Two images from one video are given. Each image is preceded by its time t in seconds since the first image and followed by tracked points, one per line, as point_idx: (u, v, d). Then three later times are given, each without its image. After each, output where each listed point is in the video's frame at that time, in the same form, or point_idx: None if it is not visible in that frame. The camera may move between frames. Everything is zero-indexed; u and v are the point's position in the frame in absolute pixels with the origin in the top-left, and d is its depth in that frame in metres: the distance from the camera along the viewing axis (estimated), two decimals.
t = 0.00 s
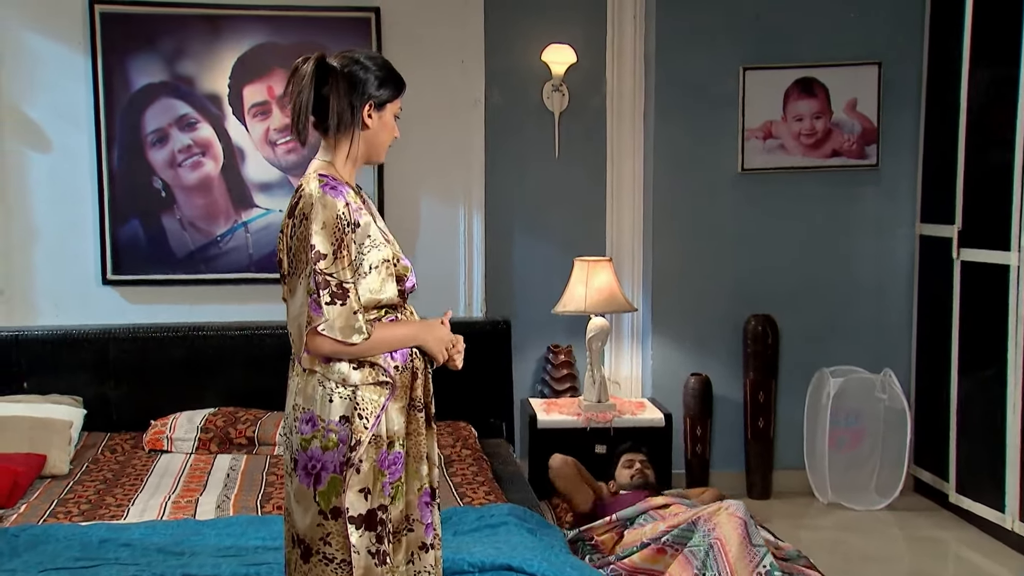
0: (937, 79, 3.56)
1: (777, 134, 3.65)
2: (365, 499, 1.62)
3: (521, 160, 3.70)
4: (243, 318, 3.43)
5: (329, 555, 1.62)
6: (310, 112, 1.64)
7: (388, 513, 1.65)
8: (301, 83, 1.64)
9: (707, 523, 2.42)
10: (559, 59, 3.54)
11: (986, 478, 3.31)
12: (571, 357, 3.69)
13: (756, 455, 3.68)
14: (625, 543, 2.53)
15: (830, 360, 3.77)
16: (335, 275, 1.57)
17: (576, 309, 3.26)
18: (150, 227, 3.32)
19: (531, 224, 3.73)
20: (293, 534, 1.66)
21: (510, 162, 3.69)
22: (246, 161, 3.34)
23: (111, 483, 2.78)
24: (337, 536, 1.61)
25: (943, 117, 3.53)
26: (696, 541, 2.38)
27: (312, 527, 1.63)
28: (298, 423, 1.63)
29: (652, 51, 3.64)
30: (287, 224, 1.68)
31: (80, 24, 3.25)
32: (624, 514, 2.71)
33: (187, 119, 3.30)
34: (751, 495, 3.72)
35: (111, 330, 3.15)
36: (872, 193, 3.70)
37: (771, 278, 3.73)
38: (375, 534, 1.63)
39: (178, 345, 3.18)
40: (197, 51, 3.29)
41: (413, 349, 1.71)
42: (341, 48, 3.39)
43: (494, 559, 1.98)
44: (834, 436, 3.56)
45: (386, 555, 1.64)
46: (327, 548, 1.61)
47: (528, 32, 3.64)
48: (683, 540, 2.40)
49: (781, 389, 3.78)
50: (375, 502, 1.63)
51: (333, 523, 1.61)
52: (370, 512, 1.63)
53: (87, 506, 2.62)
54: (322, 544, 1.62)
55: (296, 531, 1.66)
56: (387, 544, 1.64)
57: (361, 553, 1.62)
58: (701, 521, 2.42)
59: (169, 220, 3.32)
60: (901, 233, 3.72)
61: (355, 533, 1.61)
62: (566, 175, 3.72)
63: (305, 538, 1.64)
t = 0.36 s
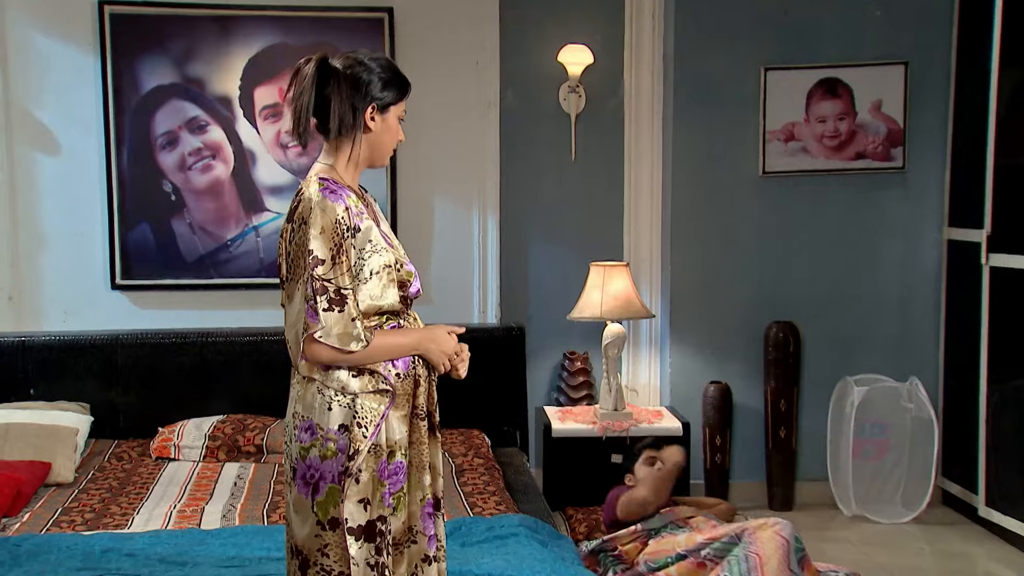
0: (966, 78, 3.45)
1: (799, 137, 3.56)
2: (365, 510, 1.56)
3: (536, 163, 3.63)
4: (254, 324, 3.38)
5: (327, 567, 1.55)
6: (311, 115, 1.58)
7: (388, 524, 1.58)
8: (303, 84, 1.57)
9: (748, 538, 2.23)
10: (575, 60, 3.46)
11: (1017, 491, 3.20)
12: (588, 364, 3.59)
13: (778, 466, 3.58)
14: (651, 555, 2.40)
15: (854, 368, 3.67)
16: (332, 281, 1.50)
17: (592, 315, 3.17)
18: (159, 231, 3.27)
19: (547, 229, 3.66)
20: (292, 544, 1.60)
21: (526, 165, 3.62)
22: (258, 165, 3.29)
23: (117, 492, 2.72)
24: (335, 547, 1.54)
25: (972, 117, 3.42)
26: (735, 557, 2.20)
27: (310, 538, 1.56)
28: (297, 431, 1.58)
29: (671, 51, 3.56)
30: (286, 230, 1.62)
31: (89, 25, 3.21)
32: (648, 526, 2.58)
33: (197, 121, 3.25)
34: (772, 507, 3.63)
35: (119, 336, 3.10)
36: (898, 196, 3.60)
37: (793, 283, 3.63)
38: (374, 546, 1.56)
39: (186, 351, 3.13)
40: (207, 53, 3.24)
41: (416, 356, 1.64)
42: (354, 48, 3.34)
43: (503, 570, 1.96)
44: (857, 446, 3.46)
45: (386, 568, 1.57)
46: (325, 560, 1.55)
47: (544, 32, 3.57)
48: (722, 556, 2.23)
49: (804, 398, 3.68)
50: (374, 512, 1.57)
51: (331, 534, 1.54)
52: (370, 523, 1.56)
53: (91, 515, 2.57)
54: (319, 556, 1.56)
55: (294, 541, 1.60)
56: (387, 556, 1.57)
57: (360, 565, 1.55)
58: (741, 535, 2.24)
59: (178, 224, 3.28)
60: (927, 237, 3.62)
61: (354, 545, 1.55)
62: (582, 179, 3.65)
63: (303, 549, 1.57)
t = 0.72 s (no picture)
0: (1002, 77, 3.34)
1: (828, 138, 3.45)
2: (371, 519, 1.47)
3: (558, 165, 3.55)
4: (270, 329, 3.33)
5: None
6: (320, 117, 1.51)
7: (395, 534, 1.50)
8: (311, 85, 1.50)
9: (802, 560, 2.11)
10: (597, 60, 3.38)
11: None
12: (610, 371, 3.52)
13: (806, 477, 3.48)
14: (698, 549, 2.20)
15: (885, 377, 3.55)
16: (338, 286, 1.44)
17: (614, 322, 3.09)
18: (175, 235, 3.23)
19: (568, 232, 3.58)
20: (298, 554, 1.53)
21: (547, 168, 3.55)
22: (274, 167, 3.24)
23: (128, 500, 2.67)
24: (341, 557, 1.47)
25: (1009, 117, 3.30)
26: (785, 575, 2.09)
27: (315, 547, 1.49)
28: (304, 437, 1.51)
29: (696, 51, 3.47)
30: (294, 232, 1.57)
31: (105, 27, 3.17)
32: (698, 519, 2.33)
33: (213, 123, 3.21)
34: (800, 518, 3.52)
35: (132, 342, 3.06)
36: (931, 199, 3.48)
37: (822, 290, 3.53)
38: (381, 557, 1.48)
39: (201, 357, 3.09)
40: (224, 54, 3.20)
41: (425, 362, 1.55)
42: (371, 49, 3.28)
43: None
44: (887, 456, 3.36)
45: None
46: (331, 570, 1.47)
47: (566, 32, 3.50)
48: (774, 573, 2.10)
49: (833, 407, 3.57)
50: (381, 523, 1.48)
51: (337, 543, 1.47)
52: (376, 533, 1.48)
53: (101, 523, 2.51)
54: (325, 565, 1.48)
55: (301, 551, 1.52)
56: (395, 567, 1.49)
57: None
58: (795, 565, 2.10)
59: (194, 228, 3.23)
60: (962, 242, 3.50)
61: (359, 555, 1.46)
62: (605, 181, 3.57)
63: (309, 559, 1.50)
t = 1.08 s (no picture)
0: None
1: (858, 140, 3.35)
2: (382, 530, 1.42)
3: (579, 168, 3.47)
4: (286, 335, 3.28)
5: None
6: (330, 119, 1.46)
7: (407, 545, 1.44)
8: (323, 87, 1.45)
9: None
10: (621, 60, 3.30)
11: None
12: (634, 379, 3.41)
13: (835, 490, 3.36)
14: (776, 531, 1.91)
15: (918, 387, 3.43)
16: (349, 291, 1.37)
17: (636, 329, 3.01)
18: (190, 239, 3.19)
19: (590, 237, 3.50)
20: (308, 564, 1.47)
21: (568, 171, 3.47)
22: (290, 171, 3.19)
23: (139, 509, 2.61)
24: (351, 569, 1.41)
25: None
26: None
27: (324, 558, 1.43)
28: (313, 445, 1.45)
29: (723, 50, 3.38)
30: (305, 237, 1.50)
31: (121, 29, 3.14)
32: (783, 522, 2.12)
33: (229, 126, 3.16)
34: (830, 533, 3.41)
35: (146, 349, 3.02)
36: (966, 203, 3.36)
37: (852, 296, 3.42)
38: (392, 569, 1.42)
39: (215, 364, 3.04)
40: (240, 56, 3.15)
41: (438, 370, 1.49)
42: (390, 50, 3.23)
43: None
44: (920, 467, 3.24)
45: None
46: None
47: (589, 32, 3.42)
48: None
49: (863, 418, 3.46)
50: (392, 533, 1.42)
51: (347, 555, 1.41)
52: (387, 544, 1.42)
53: (110, 533, 2.45)
54: None
55: (310, 561, 1.46)
56: None
57: None
58: None
59: (209, 232, 3.19)
60: (999, 247, 3.37)
61: (370, 566, 1.41)
62: (627, 184, 3.48)
63: (318, 570, 1.44)
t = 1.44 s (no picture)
0: None
1: (887, 143, 3.23)
2: (388, 544, 1.34)
3: (599, 173, 3.39)
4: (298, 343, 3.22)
5: None
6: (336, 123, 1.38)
7: (414, 560, 1.36)
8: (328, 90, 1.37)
9: None
10: (641, 61, 3.21)
11: None
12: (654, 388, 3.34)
13: (863, 503, 3.25)
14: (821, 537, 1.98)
15: (951, 398, 3.31)
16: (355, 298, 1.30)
17: (656, 337, 2.91)
18: (202, 245, 3.13)
19: (610, 243, 3.41)
20: None
21: (588, 175, 3.39)
22: (304, 175, 3.13)
23: (146, 520, 2.54)
24: None
25: None
26: None
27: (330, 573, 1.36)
28: (319, 456, 1.38)
29: (747, 50, 3.28)
30: (309, 244, 1.43)
31: (132, 31, 3.10)
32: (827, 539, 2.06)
33: (242, 129, 3.11)
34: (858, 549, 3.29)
35: (156, 357, 2.96)
36: (1001, 207, 3.24)
37: (881, 304, 3.30)
38: None
39: (226, 373, 2.98)
40: (252, 57, 3.10)
41: (447, 380, 1.41)
42: (405, 51, 3.16)
43: None
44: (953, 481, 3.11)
45: None
46: None
47: (609, 32, 3.34)
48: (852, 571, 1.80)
49: (893, 430, 3.34)
50: (399, 547, 1.35)
51: (353, 568, 1.34)
52: (393, 559, 1.35)
53: (116, 545, 2.36)
54: None
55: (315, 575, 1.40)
56: None
57: None
58: None
59: (222, 238, 3.13)
60: None
61: None
62: (648, 189, 3.40)
63: None
